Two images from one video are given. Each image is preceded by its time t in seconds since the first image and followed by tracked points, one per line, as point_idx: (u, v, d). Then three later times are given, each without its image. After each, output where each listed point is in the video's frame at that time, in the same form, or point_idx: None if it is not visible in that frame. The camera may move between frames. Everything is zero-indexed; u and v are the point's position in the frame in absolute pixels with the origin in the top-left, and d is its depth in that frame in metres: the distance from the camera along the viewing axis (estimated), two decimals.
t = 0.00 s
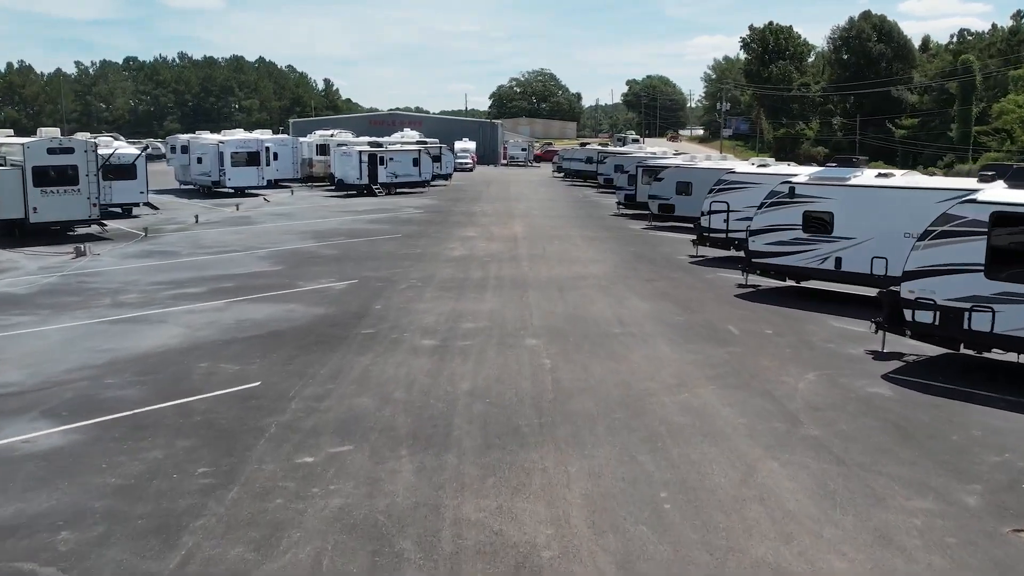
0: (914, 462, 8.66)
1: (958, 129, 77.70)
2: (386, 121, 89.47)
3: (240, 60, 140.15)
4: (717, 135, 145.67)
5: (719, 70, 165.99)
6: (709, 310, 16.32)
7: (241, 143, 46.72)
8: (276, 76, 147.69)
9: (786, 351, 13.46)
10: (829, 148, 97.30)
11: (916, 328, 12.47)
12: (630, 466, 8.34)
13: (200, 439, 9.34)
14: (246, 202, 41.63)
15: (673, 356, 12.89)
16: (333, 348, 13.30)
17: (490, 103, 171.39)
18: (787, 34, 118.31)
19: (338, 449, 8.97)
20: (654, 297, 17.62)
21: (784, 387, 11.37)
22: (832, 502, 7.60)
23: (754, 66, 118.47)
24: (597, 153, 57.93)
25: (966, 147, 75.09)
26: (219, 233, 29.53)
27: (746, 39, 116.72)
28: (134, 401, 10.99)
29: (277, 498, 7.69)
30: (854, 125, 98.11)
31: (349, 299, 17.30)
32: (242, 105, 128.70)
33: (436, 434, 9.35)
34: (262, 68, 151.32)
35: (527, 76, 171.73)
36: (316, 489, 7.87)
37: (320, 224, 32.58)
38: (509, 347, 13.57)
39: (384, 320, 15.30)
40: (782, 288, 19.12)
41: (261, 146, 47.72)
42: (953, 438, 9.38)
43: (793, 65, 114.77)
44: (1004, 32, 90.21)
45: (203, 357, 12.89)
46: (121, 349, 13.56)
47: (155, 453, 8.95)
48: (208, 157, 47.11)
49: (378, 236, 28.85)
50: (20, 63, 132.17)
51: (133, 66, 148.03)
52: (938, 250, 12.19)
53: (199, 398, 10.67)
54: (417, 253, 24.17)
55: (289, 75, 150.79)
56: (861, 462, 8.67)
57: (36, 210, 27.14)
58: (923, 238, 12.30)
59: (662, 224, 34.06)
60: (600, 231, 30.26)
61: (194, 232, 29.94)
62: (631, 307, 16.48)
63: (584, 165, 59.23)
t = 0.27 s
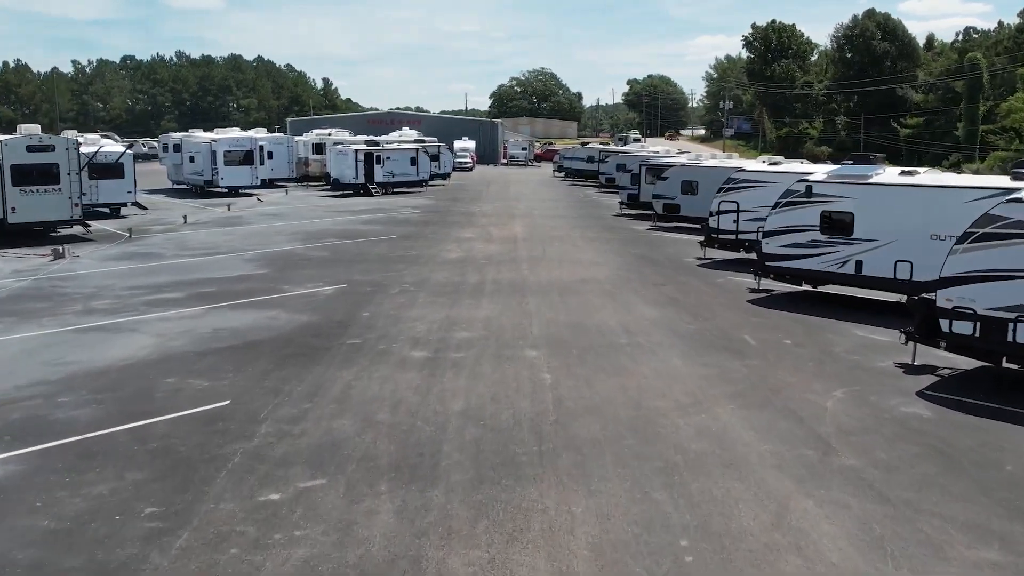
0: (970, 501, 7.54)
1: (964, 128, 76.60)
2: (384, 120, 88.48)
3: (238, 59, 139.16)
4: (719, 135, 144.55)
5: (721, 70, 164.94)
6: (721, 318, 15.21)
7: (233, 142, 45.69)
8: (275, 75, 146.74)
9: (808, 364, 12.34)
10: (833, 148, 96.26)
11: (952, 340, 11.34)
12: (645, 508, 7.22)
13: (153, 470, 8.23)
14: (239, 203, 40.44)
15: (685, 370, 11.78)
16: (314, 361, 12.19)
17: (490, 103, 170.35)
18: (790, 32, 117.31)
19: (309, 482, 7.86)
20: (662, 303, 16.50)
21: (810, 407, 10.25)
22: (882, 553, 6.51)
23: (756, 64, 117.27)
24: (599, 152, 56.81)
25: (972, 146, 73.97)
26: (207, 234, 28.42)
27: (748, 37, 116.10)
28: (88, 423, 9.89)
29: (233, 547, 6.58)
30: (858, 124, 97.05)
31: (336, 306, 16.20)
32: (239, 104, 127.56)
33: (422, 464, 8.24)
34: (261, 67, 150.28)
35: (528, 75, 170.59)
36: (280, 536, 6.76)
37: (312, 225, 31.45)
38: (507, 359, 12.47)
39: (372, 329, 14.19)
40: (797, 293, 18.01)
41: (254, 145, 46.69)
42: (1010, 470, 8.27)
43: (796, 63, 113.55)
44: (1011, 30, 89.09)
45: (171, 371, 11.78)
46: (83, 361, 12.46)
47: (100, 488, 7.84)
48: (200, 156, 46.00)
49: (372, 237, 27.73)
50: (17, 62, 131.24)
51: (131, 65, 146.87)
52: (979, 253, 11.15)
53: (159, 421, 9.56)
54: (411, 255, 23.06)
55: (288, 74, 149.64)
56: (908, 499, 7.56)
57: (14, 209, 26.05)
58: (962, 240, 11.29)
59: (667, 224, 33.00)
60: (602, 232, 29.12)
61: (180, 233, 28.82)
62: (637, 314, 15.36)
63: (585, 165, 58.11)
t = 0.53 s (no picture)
0: None
1: (971, 126, 75.44)
2: (382, 119, 87.40)
3: (235, 58, 138.04)
4: (721, 134, 143.33)
5: (722, 69, 163.78)
6: (736, 328, 14.08)
7: (225, 140, 44.57)
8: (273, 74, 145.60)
9: (835, 379, 11.23)
10: (837, 147, 95.15)
11: (997, 356, 10.26)
12: (664, 564, 6.10)
13: (92, 512, 7.13)
14: (230, 202, 39.49)
15: (700, 388, 10.67)
16: (292, 377, 11.07)
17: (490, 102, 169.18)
18: (792, 31, 116.21)
19: (271, 529, 6.74)
20: (671, 311, 15.38)
21: (843, 432, 9.13)
22: None
23: (759, 63, 116.03)
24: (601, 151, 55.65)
25: (979, 145, 72.73)
26: (193, 236, 27.31)
27: (751, 36, 115.07)
28: (31, 451, 8.79)
29: None
30: (862, 123, 95.93)
31: (321, 313, 15.09)
32: (237, 103, 126.41)
33: (403, 506, 7.13)
34: (258, 66, 149.10)
35: (528, 74, 169.40)
36: None
37: (304, 226, 30.34)
38: (504, 374, 11.35)
39: (357, 340, 13.07)
40: (814, 299, 16.90)
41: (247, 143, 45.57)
42: None
43: (799, 61, 112.26)
44: (1017, 27, 87.96)
45: (132, 390, 10.67)
46: (38, 378, 11.34)
47: (27, 536, 6.72)
48: (192, 155, 44.88)
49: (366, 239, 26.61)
50: (12, 61, 130.11)
51: (128, 64, 145.72)
52: None
53: (109, 450, 8.45)
54: (404, 258, 21.95)
55: (286, 74, 148.45)
56: (971, 551, 6.44)
57: None
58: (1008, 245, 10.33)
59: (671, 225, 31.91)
60: (604, 233, 27.97)
61: (166, 234, 27.71)
62: (645, 323, 14.24)
63: (586, 164, 56.93)
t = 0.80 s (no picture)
0: None
1: (977, 125, 74.33)
2: (380, 119, 86.39)
3: (233, 57, 137.03)
4: (722, 134, 142.23)
5: (723, 68, 162.71)
6: (752, 339, 12.98)
7: (216, 139, 43.46)
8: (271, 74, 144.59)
9: (867, 400, 10.11)
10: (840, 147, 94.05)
11: None
12: None
13: (8, 571, 6.01)
14: (223, 203, 38.58)
15: (718, 411, 9.55)
16: (264, 398, 9.98)
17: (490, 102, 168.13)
18: (795, 29, 115.17)
19: None
20: (680, 320, 14.28)
21: (884, 465, 8.03)
22: None
23: (761, 62, 114.89)
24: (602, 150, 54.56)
25: (986, 144, 71.52)
26: (179, 238, 26.21)
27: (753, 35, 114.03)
28: None
29: None
30: (866, 122, 94.83)
31: (303, 322, 13.97)
32: (235, 102, 125.32)
33: (376, 564, 6.01)
34: (257, 66, 148.07)
35: (528, 74, 168.34)
36: None
37: (296, 227, 29.31)
38: (500, 393, 10.24)
39: (341, 353, 11.97)
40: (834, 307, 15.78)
41: (240, 142, 44.45)
42: None
43: (802, 60, 111.02)
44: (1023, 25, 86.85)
45: (84, 413, 9.56)
46: None
47: None
48: (183, 154, 43.79)
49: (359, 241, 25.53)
50: (8, 61, 129.14)
51: (125, 63, 144.75)
52: None
53: (43, 490, 7.34)
54: (397, 262, 20.86)
55: (285, 73, 147.35)
56: None
57: None
58: None
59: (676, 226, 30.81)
60: (608, 235, 26.86)
61: (151, 236, 26.62)
62: (654, 334, 13.14)
63: (587, 163, 55.85)
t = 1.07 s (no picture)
0: None
1: (984, 125, 73.20)
2: (379, 117, 85.23)
3: (231, 55, 135.91)
4: (725, 134, 141.09)
5: (726, 67, 161.58)
6: (773, 353, 11.87)
7: (209, 137, 42.33)
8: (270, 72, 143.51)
9: (908, 427, 9.00)
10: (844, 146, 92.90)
11: None
12: None
13: None
14: (214, 203, 37.50)
15: (743, 440, 8.44)
16: (230, 424, 8.87)
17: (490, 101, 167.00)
18: (798, 28, 114.01)
19: None
20: (692, 332, 13.18)
21: (940, 511, 6.91)
22: None
23: (764, 61, 113.71)
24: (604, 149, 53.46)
25: (994, 142, 70.34)
26: (163, 239, 25.09)
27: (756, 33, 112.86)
28: None
29: None
30: (871, 122, 93.70)
31: (284, 334, 12.86)
32: (233, 101, 124.23)
33: None
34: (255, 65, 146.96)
35: (529, 73, 167.20)
36: None
37: (287, 228, 28.20)
38: (495, 418, 9.12)
39: (321, 370, 10.87)
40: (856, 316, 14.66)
41: (233, 141, 43.33)
42: None
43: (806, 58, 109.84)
44: None
45: (24, 442, 8.44)
46: None
47: None
48: (174, 153, 42.68)
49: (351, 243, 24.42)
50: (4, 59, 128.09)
51: (123, 61, 143.67)
52: None
53: None
54: (389, 265, 19.74)
55: (283, 72, 146.24)
56: None
57: None
58: None
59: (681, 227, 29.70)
60: (611, 237, 25.75)
61: (135, 238, 25.51)
62: (665, 348, 12.03)
63: (589, 163, 54.76)
